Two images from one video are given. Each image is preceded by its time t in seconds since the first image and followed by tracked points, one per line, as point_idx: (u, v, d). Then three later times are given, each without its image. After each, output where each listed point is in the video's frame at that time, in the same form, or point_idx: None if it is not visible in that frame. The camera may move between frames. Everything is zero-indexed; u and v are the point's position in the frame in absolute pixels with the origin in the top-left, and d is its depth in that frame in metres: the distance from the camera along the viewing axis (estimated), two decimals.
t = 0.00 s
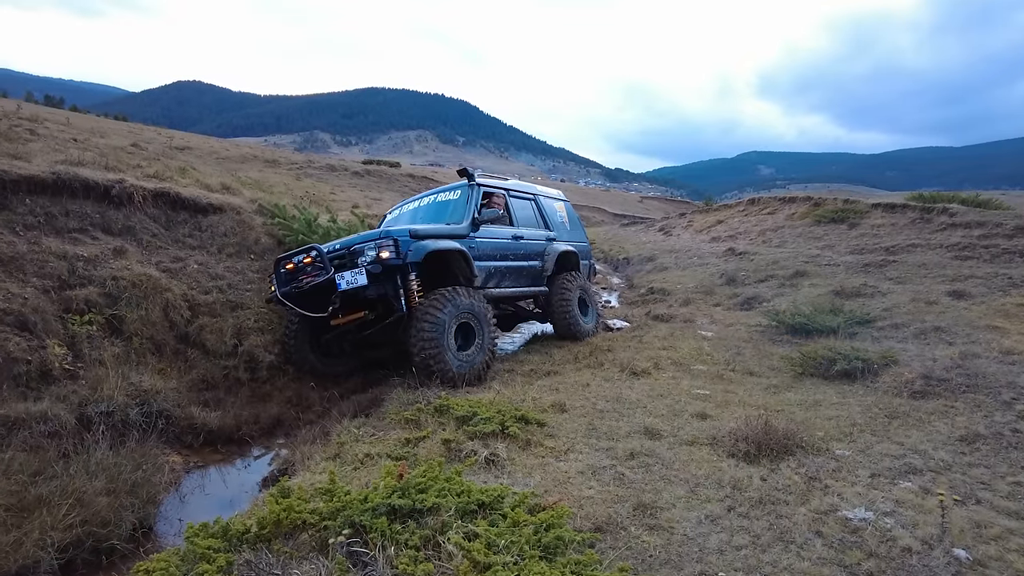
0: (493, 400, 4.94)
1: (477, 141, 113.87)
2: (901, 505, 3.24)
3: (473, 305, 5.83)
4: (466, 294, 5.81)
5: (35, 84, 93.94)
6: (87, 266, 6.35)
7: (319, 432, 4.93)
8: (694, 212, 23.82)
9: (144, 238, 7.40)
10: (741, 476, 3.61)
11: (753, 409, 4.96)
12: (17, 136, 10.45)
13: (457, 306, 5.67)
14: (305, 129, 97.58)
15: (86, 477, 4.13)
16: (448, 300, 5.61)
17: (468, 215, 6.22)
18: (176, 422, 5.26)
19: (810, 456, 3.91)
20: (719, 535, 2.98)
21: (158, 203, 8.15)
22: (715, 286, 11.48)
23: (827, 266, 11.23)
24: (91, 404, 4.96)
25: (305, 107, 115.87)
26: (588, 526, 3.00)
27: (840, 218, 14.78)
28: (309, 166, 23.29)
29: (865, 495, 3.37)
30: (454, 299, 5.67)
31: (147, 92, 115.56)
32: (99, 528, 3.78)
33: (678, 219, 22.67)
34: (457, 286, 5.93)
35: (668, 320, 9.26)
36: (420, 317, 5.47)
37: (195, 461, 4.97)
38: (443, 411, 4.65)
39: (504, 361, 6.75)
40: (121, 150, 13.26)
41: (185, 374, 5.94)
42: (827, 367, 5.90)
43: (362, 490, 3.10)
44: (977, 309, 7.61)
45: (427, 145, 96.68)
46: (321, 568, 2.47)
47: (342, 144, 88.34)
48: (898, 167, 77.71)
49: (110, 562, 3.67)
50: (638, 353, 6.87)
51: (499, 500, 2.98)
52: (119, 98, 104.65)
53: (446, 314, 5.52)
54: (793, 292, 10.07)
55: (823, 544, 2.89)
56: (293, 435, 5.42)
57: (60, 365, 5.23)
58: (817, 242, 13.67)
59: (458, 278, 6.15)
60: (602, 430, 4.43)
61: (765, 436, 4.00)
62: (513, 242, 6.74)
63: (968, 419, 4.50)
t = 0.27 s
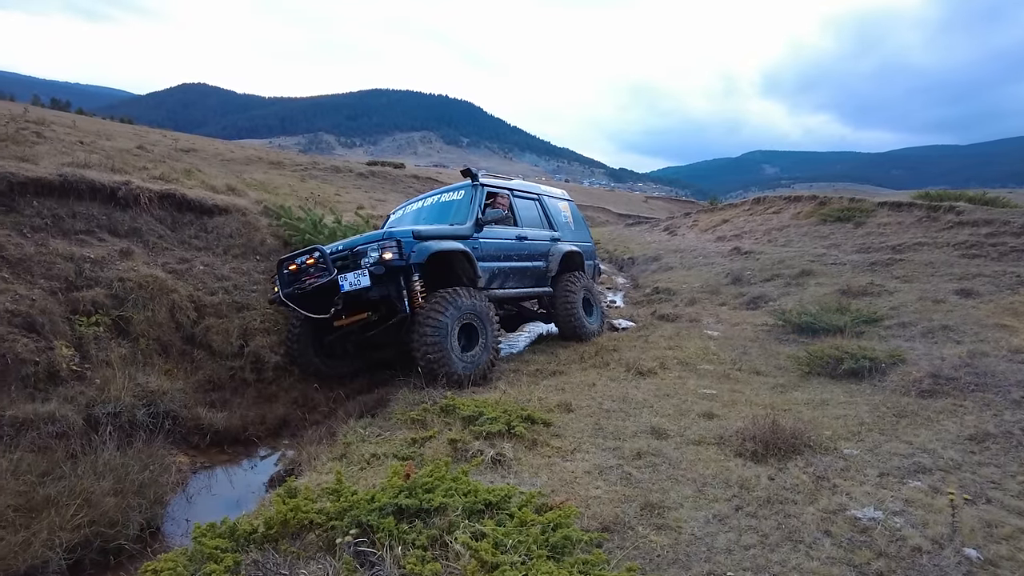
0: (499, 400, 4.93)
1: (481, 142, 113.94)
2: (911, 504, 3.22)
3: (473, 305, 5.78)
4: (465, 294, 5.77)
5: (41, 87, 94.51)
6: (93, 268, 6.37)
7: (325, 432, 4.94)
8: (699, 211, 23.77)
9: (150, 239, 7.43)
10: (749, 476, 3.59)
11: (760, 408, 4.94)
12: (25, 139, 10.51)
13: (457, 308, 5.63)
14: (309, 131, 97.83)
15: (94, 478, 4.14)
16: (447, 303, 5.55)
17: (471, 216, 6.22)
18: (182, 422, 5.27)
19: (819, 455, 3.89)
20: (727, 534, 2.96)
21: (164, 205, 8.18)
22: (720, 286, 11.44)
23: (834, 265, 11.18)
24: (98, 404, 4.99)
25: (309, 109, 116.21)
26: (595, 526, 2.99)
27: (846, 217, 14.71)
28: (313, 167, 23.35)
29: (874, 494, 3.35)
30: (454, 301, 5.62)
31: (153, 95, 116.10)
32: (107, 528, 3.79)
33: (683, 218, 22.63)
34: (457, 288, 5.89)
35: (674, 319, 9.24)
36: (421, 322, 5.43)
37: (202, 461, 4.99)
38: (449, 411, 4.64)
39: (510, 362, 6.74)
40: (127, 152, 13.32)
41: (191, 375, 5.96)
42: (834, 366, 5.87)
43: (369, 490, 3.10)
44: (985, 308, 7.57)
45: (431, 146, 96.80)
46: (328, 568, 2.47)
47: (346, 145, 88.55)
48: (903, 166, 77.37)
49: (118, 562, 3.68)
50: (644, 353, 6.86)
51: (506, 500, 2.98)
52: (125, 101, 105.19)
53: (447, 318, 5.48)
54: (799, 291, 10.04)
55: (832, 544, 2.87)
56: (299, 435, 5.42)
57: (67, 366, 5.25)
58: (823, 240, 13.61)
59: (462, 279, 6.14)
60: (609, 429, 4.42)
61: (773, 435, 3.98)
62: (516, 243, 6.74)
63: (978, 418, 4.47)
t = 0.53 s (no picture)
0: (505, 399, 4.92)
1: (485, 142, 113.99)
2: (919, 504, 3.20)
3: (478, 303, 5.79)
4: (469, 293, 5.77)
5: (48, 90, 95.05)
6: (100, 268, 6.40)
7: (331, 432, 4.94)
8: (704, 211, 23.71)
9: (156, 240, 7.46)
10: (756, 475, 3.57)
11: (767, 407, 4.92)
12: (32, 141, 10.58)
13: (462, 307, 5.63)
14: (314, 132, 98.09)
15: (101, 477, 4.16)
16: (452, 303, 5.55)
17: (477, 215, 6.21)
18: (188, 422, 5.29)
19: (826, 454, 3.87)
20: (735, 534, 2.94)
21: (170, 206, 8.21)
22: (726, 285, 11.40)
23: (840, 264, 11.12)
24: (105, 405, 5.01)
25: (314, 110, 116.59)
26: (601, 526, 2.98)
27: (852, 215, 14.64)
28: (318, 168, 23.41)
29: (882, 494, 3.32)
30: (459, 301, 5.62)
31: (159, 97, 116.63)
32: (114, 527, 3.80)
33: (688, 217, 22.57)
34: (461, 288, 5.88)
35: (679, 319, 9.21)
36: (426, 322, 5.43)
37: (208, 461, 5.00)
38: (455, 411, 4.64)
39: (515, 362, 6.73)
40: (132, 153, 13.38)
41: (197, 375, 5.98)
42: (842, 365, 5.84)
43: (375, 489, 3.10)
44: (993, 306, 7.51)
45: (436, 147, 96.87)
46: (334, 568, 2.46)
47: (351, 146, 88.75)
48: (910, 164, 76.96)
49: (125, 562, 3.70)
50: (650, 353, 6.84)
51: (512, 499, 2.97)
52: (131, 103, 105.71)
53: (452, 318, 5.48)
54: (805, 290, 9.99)
55: (840, 544, 2.85)
56: (305, 434, 5.43)
57: (74, 367, 5.28)
58: (829, 239, 13.55)
59: (467, 279, 6.13)
60: (615, 429, 4.41)
61: (780, 434, 3.96)
62: (521, 242, 6.73)
63: (987, 417, 4.44)
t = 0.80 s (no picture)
0: (509, 399, 4.92)
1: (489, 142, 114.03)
2: (928, 503, 3.18)
3: (475, 303, 5.73)
4: (466, 293, 5.70)
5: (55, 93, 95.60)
6: (106, 270, 6.43)
7: (336, 432, 4.94)
8: (709, 209, 23.65)
9: (162, 241, 7.48)
10: (763, 474, 3.55)
11: (773, 406, 4.90)
12: (39, 144, 10.64)
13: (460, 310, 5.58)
14: (318, 133, 98.33)
15: (108, 478, 4.17)
16: (450, 308, 5.49)
17: (477, 213, 6.20)
18: (194, 423, 5.30)
19: (833, 453, 3.85)
20: (741, 533, 2.93)
21: (175, 207, 8.24)
22: (732, 283, 11.37)
23: (846, 262, 11.07)
24: (111, 406, 5.02)
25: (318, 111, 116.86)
26: (607, 526, 2.97)
27: (858, 213, 14.58)
28: (323, 169, 23.47)
29: (890, 493, 3.30)
30: (457, 303, 5.57)
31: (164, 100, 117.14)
32: (120, 528, 3.82)
33: (693, 216, 22.52)
34: (458, 287, 5.81)
35: (685, 318, 9.19)
36: (425, 330, 5.41)
37: (214, 462, 5.01)
38: (460, 411, 4.63)
39: (520, 361, 6.72)
40: (138, 155, 13.44)
41: (203, 376, 6.00)
42: (848, 364, 5.82)
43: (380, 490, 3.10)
44: (1001, 304, 7.46)
45: (440, 147, 96.95)
46: (339, 568, 2.46)
47: (355, 147, 88.95)
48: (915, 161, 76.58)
49: (131, 562, 3.71)
50: (655, 352, 6.82)
51: (518, 499, 2.96)
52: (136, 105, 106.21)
53: (451, 323, 5.44)
54: (811, 289, 9.95)
55: (847, 543, 2.83)
56: (310, 435, 5.43)
57: (81, 368, 5.30)
58: (835, 237, 13.49)
59: (468, 277, 6.08)
60: (621, 428, 4.40)
61: (787, 433, 3.94)
62: (522, 241, 6.71)
63: (995, 415, 4.41)
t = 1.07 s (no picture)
0: (515, 399, 4.92)
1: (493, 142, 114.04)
2: (936, 502, 3.16)
3: (476, 303, 5.72)
4: (466, 294, 5.68)
5: (61, 96, 96.13)
6: (112, 272, 6.46)
7: (343, 433, 4.96)
8: (715, 208, 23.58)
9: (168, 243, 7.52)
10: (770, 473, 3.54)
11: (779, 405, 4.88)
12: (46, 147, 10.70)
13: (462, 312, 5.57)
14: (322, 134, 98.55)
15: (116, 479, 4.19)
16: (451, 311, 5.47)
17: (479, 213, 6.20)
18: (201, 424, 5.32)
19: (840, 452, 3.84)
20: (749, 532, 2.92)
21: (181, 209, 8.28)
22: (737, 282, 11.34)
23: (852, 260, 11.02)
24: (119, 407, 5.05)
25: (322, 112, 117.10)
26: (614, 525, 2.97)
27: (864, 211, 14.52)
28: (328, 170, 23.51)
29: (898, 492, 3.28)
30: (458, 305, 5.55)
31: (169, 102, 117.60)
32: (129, 528, 3.84)
33: (698, 215, 22.46)
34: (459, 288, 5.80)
35: (690, 317, 9.17)
36: (429, 334, 5.39)
37: (221, 463, 5.03)
38: (466, 411, 4.64)
39: (525, 361, 6.72)
40: (144, 157, 13.49)
41: (210, 377, 6.03)
42: (855, 362, 5.79)
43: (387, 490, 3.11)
44: (1009, 301, 7.42)
45: (444, 148, 97.04)
46: (347, 568, 2.46)
47: (359, 148, 89.09)
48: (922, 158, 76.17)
49: (140, 563, 3.73)
50: (661, 351, 6.81)
51: (524, 499, 2.96)
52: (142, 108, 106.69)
53: (454, 326, 5.43)
54: (817, 287, 9.91)
55: (856, 542, 2.82)
56: (317, 435, 5.45)
57: (89, 370, 5.33)
58: (841, 235, 13.43)
59: (470, 278, 6.09)
60: (627, 428, 4.39)
61: (793, 432, 3.93)
62: (525, 240, 6.71)
63: (1004, 413, 4.38)
